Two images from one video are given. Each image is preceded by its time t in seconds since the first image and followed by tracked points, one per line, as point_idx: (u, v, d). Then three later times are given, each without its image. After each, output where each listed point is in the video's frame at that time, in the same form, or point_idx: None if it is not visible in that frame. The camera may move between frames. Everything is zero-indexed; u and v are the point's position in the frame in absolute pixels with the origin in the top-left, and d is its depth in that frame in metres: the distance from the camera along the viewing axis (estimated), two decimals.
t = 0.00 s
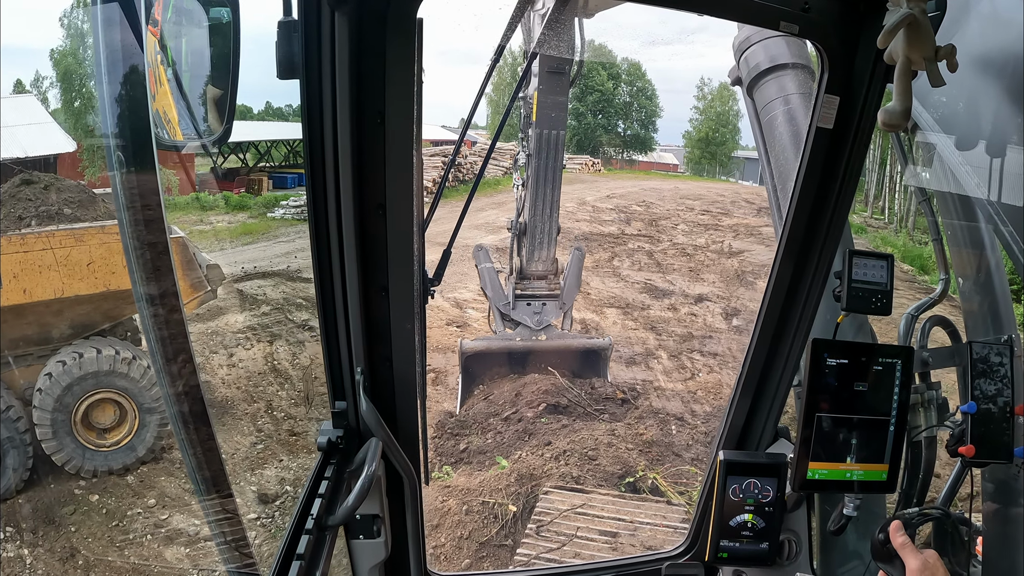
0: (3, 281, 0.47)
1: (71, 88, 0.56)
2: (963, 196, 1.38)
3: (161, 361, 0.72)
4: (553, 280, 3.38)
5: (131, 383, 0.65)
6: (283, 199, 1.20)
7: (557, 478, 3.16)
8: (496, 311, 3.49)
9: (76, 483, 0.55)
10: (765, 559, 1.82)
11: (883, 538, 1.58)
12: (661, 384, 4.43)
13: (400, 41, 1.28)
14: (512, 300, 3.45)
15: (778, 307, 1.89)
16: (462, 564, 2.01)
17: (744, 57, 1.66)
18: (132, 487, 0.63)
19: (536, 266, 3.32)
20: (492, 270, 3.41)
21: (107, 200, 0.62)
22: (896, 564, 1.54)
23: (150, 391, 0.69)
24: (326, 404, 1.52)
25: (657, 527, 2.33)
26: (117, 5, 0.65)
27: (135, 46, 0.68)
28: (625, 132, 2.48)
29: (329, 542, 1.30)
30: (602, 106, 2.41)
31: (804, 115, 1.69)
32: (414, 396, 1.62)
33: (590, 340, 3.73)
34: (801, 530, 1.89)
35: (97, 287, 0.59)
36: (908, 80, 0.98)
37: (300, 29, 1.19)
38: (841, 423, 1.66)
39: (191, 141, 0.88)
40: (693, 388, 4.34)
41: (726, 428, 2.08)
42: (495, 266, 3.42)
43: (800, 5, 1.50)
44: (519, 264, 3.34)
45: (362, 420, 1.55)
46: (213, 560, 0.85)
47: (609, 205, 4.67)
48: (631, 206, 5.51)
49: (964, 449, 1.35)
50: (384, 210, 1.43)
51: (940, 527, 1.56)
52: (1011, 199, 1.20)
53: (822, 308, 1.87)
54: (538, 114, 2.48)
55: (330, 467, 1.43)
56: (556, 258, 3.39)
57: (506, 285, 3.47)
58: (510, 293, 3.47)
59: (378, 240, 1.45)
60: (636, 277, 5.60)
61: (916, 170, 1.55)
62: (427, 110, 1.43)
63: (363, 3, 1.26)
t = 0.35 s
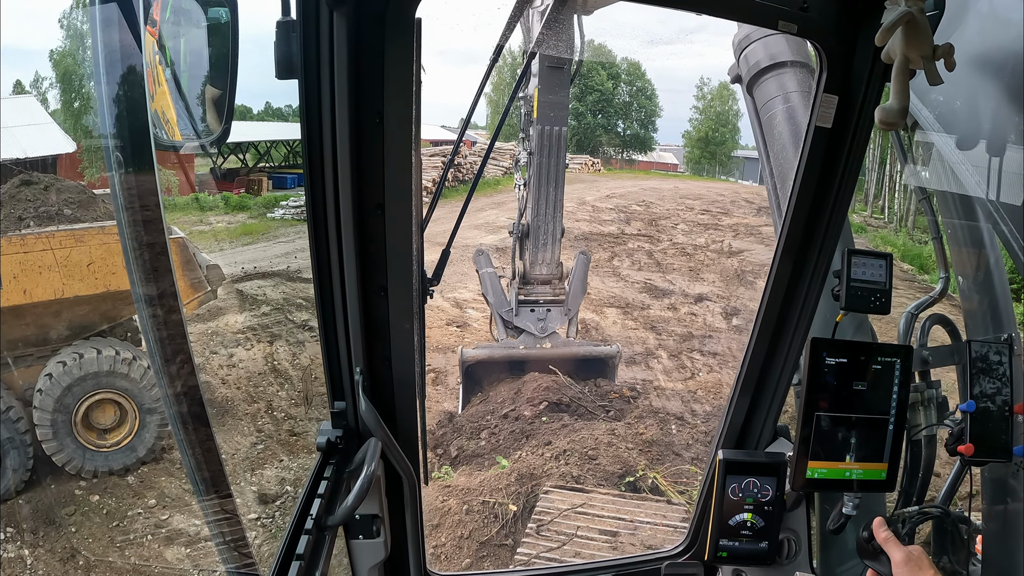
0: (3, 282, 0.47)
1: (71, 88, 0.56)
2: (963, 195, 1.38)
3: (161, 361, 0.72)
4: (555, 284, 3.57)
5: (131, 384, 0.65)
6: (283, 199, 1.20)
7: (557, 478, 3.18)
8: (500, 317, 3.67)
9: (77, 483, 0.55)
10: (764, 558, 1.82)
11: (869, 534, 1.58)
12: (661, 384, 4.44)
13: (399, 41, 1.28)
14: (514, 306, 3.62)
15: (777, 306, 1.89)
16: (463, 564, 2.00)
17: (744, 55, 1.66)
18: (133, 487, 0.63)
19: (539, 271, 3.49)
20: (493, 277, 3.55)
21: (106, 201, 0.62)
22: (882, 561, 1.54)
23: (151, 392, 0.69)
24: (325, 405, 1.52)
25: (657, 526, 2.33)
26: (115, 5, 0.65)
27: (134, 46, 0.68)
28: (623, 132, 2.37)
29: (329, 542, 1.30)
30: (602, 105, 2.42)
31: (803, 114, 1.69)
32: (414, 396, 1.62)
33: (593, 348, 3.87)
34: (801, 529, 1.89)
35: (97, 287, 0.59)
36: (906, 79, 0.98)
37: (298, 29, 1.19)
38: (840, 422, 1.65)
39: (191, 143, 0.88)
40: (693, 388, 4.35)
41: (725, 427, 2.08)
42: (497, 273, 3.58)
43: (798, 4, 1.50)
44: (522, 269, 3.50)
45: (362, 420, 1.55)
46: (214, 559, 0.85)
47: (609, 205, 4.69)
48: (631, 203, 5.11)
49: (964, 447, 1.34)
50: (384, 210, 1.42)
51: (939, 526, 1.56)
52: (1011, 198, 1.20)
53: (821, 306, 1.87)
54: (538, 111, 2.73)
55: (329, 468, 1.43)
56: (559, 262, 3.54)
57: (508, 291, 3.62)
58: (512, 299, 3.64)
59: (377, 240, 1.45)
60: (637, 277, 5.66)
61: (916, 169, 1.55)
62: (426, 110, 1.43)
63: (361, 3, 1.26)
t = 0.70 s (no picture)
0: (3, 283, 0.47)
1: (70, 88, 0.56)
2: (962, 196, 1.38)
3: (160, 361, 0.72)
4: (562, 291, 3.59)
5: (130, 384, 0.65)
6: (283, 199, 1.20)
7: (556, 478, 3.18)
8: (502, 326, 3.74)
9: (76, 483, 0.55)
10: (764, 558, 1.82)
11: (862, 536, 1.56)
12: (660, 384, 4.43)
13: (398, 41, 1.28)
14: (518, 315, 3.67)
15: (776, 307, 1.89)
16: (462, 565, 2.01)
17: (743, 55, 1.66)
18: (131, 487, 0.63)
19: (545, 275, 3.52)
20: (495, 285, 3.63)
21: (105, 201, 0.62)
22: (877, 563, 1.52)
23: (150, 392, 0.69)
24: (324, 405, 1.52)
25: (657, 527, 2.33)
26: (115, 5, 0.65)
27: (134, 46, 0.68)
28: (622, 131, 2.43)
29: (327, 543, 1.30)
30: (602, 106, 2.42)
31: (802, 115, 1.69)
32: (413, 395, 1.61)
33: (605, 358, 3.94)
34: (800, 530, 1.89)
35: (96, 287, 0.60)
36: (907, 80, 0.98)
37: (298, 29, 1.19)
38: (839, 423, 1.65)
39: (190, 142, 0.88)
40: (692, 388, 4.36)
41: (724, 428, 2.08)
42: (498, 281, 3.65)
43: (798, 5, 1.50)
44: (527, 275, 3.53)
45: (361, 420, 1.55)
46: (213, 560, 0.85)
47: (608, 205, 4.70)
48: (630, 205, 5.05)
49: (963, 448, 1.34)
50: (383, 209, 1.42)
51: (938, 526, 1.56)
52: (1010, 199, 1.20)
53: (821, 306, 1.87)
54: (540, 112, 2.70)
55: (328, 468, 1.43)
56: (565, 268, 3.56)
57: (513, 301, 3.68)
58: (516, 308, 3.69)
59: (376, 240, 1.45)
60: (636, 277, 5.68)
61: (915, 169, 1.55)
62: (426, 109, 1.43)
63: (360, 3, 1.26)
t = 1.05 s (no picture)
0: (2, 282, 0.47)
1: (69, 88, 0.56)
2: (960, 197, 1.38)
3: (159, 361, 0.72)
4: (568, 298, 3.56)
5: (129, 384, 0.65)
6: (281, 199, 1.20)
7: (554, 478, 3.18)
8: (506, 337, 3.65)
9: (75, 483, 0.55)
10: (762, 559, 1.82)
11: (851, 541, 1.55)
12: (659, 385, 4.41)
13: (397, 41, 1.28)
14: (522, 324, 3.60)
15: (774, 308, 1.89)
16: (460, 564, 2.01)
17: (741, 57, 1.67)
18: (130, 487, 0.63)
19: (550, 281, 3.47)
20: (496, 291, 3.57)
21: (103, 201, 0.62)
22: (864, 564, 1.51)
23: (149, 392, 0.69)
24: (323, 405, 1.52)
25: (656, 527, 2.34)
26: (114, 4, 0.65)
27: (133, 46, 0.68)
28: (622, 132, 2.41)
29: (326, 542, 1.30)
30: (601, 106, 2.44)
31: (800, 116, 1.69)
32: (412, 395, 1.61)
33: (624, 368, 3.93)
34: (798, 530, 1.90)
35: (95, 287, 0.60)
36: (904, 81, 0.98)
37: (297, 29, 1.19)
38: (838, 423, 1.65)
39: (189, 142, 0.88)
40: (691, 388, 4.35)
41: (723, 428, 2.08)
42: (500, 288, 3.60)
43: (797, 5, 1.51)
44: (532, 280, 3.49)
45: (360, 420, 1.55)
46: (211, 560, 0.86)
47: (607, 205, 4.70)
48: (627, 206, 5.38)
49: (963, 448, 1.34)
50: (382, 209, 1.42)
51: (936, 526, 1.57)
52: (1008, 199, 1.20)
53: (818, 307, 1.86)
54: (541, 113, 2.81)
55: (327, 467, 1.43)
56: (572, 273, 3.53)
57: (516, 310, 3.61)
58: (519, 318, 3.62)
59: (375, 240, 1.45)
60: (635, 277, 5.68)
61: (912, 170, 1.55)
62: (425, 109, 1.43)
63: (359, 3, 1.26)
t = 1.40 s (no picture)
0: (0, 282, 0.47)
1: (67, 88, 0.56)
2: (959, 198, 1.38)
3: (159, 362, 0.71)
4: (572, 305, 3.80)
5: (126, 385, 0.65)
6: (279, 199, 1.20)
7: (552, 480, 3.18)
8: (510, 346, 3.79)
9: (72, 484, 0.55)
10: (762, 560, 1.82)
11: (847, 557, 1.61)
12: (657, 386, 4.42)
13: (398, 41, 1.28)
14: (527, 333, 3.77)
15: (774, 309, 1.90)
16: (459, 565, 2.03)
17: (739, 62, 1.68)
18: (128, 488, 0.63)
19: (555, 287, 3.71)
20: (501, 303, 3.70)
21: (101, 201, 0.61)
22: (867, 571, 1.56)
23: (147, 392, 0.69)
24: (323, 405, 1.52)
25: (654, 528, 2.34)
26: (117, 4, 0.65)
27: (134, 46, 0.68)
28: (621, 133, 2.43)
29: (326, 542, 1.29)
30: (598, 106, 2.44)
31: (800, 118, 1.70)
32: (412, 396, 1.61)
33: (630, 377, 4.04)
34: (799, 530, 1.91)
35: (94, 288, 0.59)
36: (908, 80, 0.99)
37: (299, 29, 1.19)
38: (839, 424, 1.65)
39: (190, 142, 0.88)
40: (689, 388, 4.31)
41: (723, 429, 2.08)
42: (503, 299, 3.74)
43: (798, 6, 1.51)
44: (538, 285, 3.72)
45: (360, 420, 1.54)
46: (210, 561, 0.85)
47: (605, 206, 4.72)
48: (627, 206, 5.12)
49: (964, 449, 1.34)
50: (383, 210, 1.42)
51: (935, 528, 1.58)
52: (1007, 200, 1.18)
53: (819, 308, 1.86)
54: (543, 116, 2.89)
55: (327, 468, 1.43)
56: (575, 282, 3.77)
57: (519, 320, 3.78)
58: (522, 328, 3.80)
59: (376, 241, 1.45)
60: (632, 278, 5.71)
61: (911, 171, 1.56)
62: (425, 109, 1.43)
63: (361, 4, 1.26)
